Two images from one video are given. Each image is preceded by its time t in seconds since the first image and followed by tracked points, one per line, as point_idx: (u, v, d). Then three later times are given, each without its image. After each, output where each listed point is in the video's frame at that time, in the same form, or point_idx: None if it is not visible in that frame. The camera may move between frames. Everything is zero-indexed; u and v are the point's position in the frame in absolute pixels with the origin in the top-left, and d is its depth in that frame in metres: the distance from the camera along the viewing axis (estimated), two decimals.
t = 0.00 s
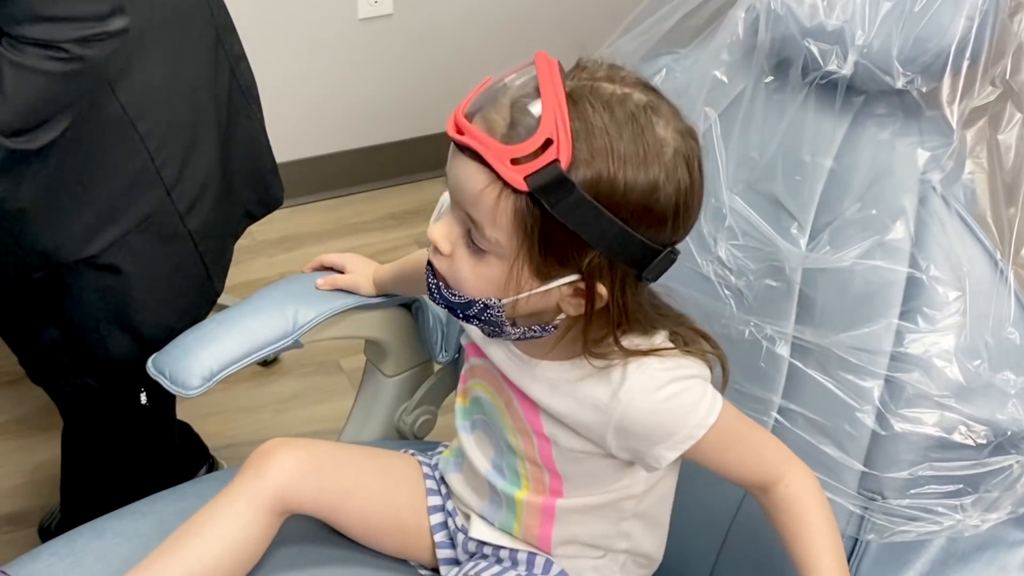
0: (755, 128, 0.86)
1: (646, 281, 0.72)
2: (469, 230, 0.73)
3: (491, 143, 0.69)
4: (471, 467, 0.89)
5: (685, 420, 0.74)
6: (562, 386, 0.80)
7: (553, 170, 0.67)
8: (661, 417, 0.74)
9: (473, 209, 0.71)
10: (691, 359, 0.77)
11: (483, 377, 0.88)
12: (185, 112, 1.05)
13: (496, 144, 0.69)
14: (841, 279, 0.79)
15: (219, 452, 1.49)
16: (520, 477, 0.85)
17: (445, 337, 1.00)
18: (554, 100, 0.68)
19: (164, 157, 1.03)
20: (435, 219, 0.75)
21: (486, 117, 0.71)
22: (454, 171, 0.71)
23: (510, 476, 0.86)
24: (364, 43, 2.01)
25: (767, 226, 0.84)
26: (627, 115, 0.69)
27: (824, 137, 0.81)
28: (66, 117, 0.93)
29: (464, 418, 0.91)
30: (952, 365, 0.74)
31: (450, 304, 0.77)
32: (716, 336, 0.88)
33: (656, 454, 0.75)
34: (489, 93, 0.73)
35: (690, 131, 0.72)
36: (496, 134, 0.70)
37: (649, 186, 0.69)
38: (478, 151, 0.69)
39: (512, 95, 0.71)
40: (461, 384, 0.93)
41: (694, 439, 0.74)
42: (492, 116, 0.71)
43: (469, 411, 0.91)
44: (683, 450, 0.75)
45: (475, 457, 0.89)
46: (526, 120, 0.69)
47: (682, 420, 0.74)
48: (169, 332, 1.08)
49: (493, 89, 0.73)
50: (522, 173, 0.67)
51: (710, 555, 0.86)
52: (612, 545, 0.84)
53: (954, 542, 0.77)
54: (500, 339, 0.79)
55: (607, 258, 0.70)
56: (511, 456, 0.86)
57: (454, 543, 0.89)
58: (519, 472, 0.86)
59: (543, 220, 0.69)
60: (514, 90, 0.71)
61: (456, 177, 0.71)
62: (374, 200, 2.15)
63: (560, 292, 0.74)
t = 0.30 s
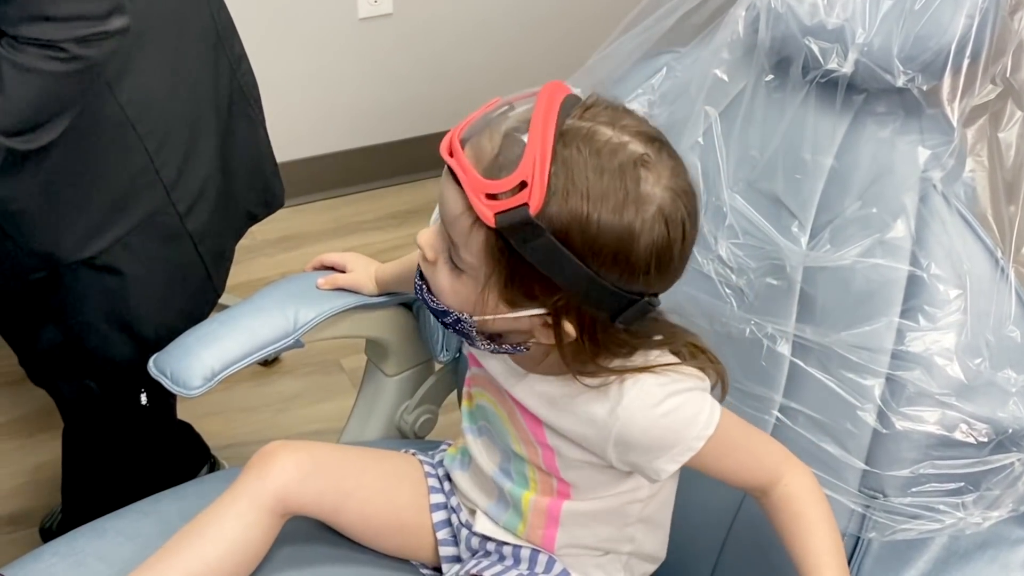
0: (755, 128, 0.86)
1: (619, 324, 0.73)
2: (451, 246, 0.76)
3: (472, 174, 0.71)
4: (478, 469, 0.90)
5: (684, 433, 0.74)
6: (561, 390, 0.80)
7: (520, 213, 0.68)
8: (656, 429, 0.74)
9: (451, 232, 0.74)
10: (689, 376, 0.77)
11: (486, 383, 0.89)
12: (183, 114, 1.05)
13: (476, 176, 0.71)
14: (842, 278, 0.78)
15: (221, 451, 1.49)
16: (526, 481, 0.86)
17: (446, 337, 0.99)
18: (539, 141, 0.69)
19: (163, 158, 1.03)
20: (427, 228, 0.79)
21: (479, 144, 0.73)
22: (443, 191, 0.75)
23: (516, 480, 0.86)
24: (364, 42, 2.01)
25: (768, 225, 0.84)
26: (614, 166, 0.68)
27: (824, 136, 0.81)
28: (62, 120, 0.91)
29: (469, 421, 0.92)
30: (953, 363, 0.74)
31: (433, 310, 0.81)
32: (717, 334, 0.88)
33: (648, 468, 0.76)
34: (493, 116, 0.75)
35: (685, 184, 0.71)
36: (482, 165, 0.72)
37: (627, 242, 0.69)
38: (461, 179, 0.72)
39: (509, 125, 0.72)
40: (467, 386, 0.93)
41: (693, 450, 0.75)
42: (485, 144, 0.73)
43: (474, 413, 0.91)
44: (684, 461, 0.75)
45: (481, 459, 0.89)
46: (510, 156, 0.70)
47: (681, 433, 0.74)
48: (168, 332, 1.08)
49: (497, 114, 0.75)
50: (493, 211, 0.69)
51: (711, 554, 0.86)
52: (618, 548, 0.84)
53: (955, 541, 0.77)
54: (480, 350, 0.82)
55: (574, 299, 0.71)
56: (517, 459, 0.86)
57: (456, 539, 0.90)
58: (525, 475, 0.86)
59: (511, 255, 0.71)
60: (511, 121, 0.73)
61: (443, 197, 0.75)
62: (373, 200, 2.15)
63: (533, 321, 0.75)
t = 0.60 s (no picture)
0: (752, 126, 0.85)
1: (609, 323, 0.72)
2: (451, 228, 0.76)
3: (473, 162, 0.71)
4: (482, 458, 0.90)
5: (688, 433, 0.75)
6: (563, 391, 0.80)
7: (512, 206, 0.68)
8: (658, 430, 0.75)
9: (451, 215, 0.74)
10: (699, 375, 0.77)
11: (489, 370, 0.89)
12: (181, 113, 1.04)
13: (476, 165, 0.71)
14: (840, 276, 0.79)
15: (219, 453, 1.49)
16: (528, 472, 0.85)
17: (442, 334, 1.00)
18: (540, 136, 0.68)
19: (160, 158, 1.03)
20: (433, 207, 0.79)
21: (484, 132, 0.73)
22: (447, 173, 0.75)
23: (518, 471, 0.86)
24: (361, 43, 2.01)
25: (766, 225, 0.84)
26: (612, 165, 0.68)
27: (821, 134, 0.81)
28: (54, 124, 0.92)
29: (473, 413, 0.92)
30: (951, 362, 0.74)
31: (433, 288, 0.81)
32: (714, 333, 0.88)
33: (644, 466, 0.76)
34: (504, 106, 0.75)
35: (683, 189, 0.70)
36: (484, 152, 0.72)
37: (616, 242, 0.68)
38: (462, 165, 0.71)
39: (516, 117, 0.72)
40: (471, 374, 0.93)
41: (693, 451, 0.75)
42: (491, 133, 0.72)
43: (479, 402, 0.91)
44: (685, 459, 0.76)
45: (486, 449, 0.89)
46: (512, 149, 0.70)
47: (685, 432, 0.75)
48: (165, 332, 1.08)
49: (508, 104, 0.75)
50: (488, 200, 0.69)
51: (708, 555, 0.86)
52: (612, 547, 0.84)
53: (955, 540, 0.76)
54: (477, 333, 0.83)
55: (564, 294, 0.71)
56: (519, 447, 0.86)
57: (456, 537, 0.90)
58: (527, 466, 0.86)
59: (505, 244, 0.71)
60: (518, 113, 0.72)
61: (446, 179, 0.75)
62: (371, 200, 2.15)
63: (522, 312, 0.75)
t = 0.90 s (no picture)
0: (745, 124, 0.86)
1: (579, 324, 0.71)
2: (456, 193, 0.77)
3: (479, 127, 0.72)
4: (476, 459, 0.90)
5: (677, 458, 0.76)
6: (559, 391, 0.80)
7: (494, 173, 0.68)
8: (648, 454, 0.76)
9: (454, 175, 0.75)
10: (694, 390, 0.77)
11: (487, 374, 0.89)
12: (173, 114, 1.04)
13: (480, 129, 0.72)
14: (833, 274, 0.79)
15: (214, 454, 1.49)
16: (520, 474, 0.86)
17: (436, 338, 1.00)
18: (540, 116, 0.69)
19: (153, 159, 1.02)
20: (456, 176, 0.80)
21: (503, 103, 0.74)
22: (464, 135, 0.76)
23: (511, 471, 0.86)
24: (356, 43, 2.01)
25: (759, 223, 0.84)
26: (600, 164, 0.67)
27: (814, 132, 0.81)
28: (27, 138, 0.91)
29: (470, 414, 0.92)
30: (944, 359, 0.74)
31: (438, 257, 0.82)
32: (707, 332, 0.87)
33: (632, 485, 0.78)
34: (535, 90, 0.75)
35: (672, 208, 0.68)
36: (492, 120, 0.72)
37: (587, 239, 0.67)
38: (468, 128, 0.72)
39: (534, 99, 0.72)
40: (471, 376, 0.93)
41: (681, 473, 0.77)
42: (507, 106, 0.73)
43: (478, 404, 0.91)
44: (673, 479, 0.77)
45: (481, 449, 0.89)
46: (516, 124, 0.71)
47: (674, 457, 0.76)
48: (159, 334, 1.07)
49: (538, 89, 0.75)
50: (477, 162, 0.70)
51: (702, 554, 0.86)
52: (606, 544, 0.84)
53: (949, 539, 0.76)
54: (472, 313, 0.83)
55: (535, 279, 0.70)
56: (513, 444, 0.86)
57: (455, 535, 0.89)
58: (519, 468, 0.86)
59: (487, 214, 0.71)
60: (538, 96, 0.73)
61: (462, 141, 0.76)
62: (366, 200, 2.14)
63: (502, 292, 0.75)
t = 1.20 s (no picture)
0: (735, 126, 0.85)
1: (596, 338, 0.71)
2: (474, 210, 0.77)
3: (491, 145, 0.72)
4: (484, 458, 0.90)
5: (694, 463, 0.75)
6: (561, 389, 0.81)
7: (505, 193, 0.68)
8: (665, 458, 0.75)
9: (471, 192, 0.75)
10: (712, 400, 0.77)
11: (504, 375, 0.88)
12: (162, 120, 1.03)
13: (493, 148, 0.72)
14: (824, 276, 0.79)
15: (208, 458, 1.48)
16: (528, 475, 0.85)
17: (429, 342, 1.00)
18: (550, 133, 0.68)
19: (142, 167, 1.02)
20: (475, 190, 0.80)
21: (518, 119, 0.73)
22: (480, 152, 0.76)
23: (518, 471, 0.86)
24: (349, 44, 2.01)
25: (750, 226, 0.84)
26: (611, 181, 0.66)
27: (804, 134, 0.81)
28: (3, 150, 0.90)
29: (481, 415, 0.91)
30: (934, 361, 0.74)
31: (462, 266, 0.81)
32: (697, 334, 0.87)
33: (649, 490, 0.77)
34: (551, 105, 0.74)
35: (684, 224, 0.67)
36: (505, 137, 0.72)
37: (599, 256, 0.66)
38: (480, 147, 0.72)
39: (547, 114, 0.72)
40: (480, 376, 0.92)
41: (699, 478, 0.76)
42: (521, 121, 0.72)
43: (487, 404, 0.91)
44: (690, 483, 0.77)
45: (489, 448, 0.89)
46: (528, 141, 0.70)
47: (692, 462, 0.75)
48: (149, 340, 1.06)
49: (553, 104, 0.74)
50: (489, 183, 0.70)
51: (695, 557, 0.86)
52: (601, 548, 0.83)
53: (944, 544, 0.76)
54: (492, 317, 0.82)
55: (549, 295, 0.70)
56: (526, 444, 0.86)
57: (451, 535, 0.89)
58: (527, 469, 0.86)
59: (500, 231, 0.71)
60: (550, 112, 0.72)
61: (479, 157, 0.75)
62: (360, 201, 2.14)
63: (522, 304, 0.76)
